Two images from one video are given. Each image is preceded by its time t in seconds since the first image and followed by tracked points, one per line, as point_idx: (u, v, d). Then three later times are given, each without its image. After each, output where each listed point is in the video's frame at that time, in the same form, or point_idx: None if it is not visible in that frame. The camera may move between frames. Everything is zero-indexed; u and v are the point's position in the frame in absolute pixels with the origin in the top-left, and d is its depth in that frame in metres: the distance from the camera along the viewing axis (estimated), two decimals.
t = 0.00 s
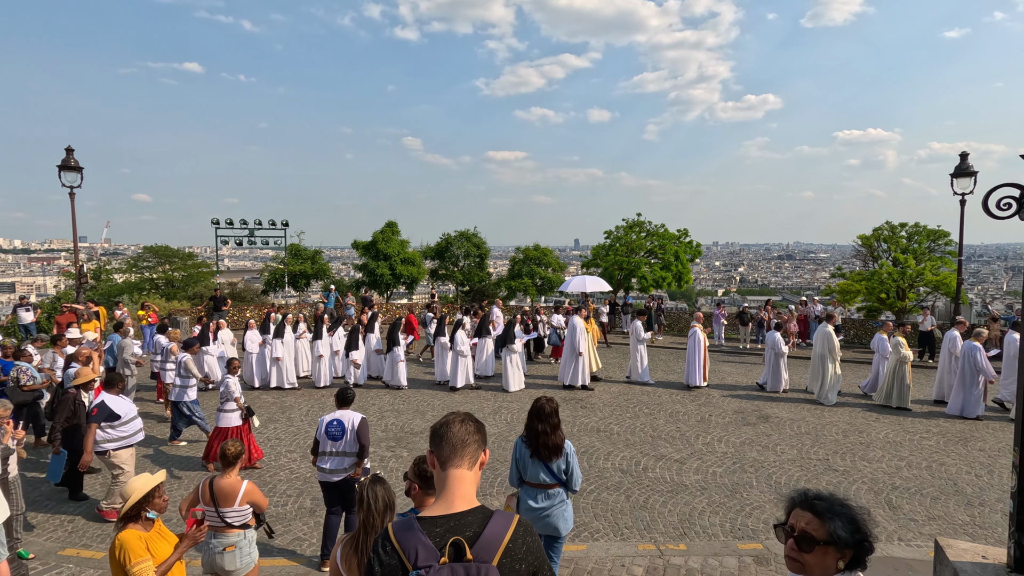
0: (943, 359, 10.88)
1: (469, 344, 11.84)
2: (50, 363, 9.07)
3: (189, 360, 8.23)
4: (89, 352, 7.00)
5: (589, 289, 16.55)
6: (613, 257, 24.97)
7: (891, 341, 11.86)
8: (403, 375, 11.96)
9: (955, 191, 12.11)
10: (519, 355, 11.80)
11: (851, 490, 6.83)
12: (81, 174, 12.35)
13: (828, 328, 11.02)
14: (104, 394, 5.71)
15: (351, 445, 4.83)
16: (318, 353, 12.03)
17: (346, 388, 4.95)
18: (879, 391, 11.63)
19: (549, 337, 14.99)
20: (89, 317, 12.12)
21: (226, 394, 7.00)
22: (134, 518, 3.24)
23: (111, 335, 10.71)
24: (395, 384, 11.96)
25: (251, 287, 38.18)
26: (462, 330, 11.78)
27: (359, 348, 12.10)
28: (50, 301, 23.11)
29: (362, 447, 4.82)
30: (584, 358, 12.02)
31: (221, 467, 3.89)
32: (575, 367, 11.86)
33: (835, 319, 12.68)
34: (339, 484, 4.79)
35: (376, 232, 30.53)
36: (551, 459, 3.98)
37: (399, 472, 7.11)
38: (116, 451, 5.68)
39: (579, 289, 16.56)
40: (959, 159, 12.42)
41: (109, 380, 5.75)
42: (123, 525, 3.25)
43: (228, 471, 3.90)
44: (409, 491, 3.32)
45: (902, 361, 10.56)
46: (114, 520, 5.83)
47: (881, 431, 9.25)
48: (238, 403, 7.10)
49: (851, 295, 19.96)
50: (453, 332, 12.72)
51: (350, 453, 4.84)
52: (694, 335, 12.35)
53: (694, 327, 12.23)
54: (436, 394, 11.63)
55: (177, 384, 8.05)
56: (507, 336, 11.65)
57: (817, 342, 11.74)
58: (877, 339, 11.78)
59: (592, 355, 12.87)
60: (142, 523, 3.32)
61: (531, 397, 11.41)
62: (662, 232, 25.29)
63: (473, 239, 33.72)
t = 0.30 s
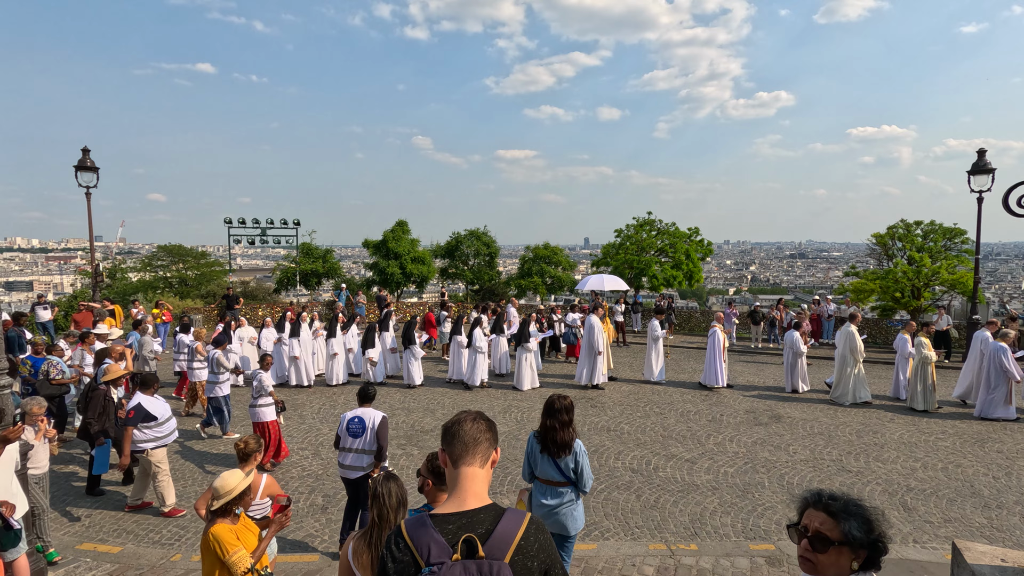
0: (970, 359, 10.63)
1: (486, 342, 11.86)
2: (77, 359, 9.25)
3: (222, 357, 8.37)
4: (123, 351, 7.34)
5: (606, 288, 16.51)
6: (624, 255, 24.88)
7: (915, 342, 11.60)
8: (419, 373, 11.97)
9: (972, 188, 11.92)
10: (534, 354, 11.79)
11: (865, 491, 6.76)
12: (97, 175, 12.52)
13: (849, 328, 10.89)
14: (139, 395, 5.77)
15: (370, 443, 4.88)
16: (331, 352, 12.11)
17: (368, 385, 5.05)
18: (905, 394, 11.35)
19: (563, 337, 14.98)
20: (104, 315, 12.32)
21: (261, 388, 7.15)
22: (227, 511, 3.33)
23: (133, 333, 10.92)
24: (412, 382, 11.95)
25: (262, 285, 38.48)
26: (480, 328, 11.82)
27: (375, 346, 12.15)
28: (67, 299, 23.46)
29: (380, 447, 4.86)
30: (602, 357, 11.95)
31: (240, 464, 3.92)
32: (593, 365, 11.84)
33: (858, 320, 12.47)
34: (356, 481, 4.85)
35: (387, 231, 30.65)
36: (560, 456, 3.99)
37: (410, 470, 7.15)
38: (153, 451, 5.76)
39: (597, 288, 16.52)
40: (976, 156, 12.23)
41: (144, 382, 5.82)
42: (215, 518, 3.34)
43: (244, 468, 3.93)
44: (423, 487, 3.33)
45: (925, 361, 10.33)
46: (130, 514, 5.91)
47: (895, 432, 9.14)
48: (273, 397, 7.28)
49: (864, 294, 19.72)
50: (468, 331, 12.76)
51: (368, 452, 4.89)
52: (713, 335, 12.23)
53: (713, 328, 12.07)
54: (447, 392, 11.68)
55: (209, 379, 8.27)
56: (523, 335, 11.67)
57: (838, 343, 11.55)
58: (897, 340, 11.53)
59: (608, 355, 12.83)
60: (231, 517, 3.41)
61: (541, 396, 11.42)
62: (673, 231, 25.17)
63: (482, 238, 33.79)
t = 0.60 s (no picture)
0: (998, 360, 10.43)
1: (502, 340, 11.86)
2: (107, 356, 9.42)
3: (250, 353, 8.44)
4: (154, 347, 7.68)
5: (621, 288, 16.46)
6: (634, 254, 24.77)
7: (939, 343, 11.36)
8: (433, 372, 11.98)
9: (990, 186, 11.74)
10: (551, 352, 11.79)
11: (879, 492, 6.69)
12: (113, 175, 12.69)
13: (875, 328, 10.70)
14: (173, 392, 5.89)
15: (383, 442, 4.93)
16: (347, 350, 12.20)
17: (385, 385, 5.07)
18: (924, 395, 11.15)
19: (579, 336, 14.97)
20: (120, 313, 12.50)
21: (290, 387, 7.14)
22: (302, 500, 3.40)
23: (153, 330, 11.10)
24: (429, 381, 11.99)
25: (274, 285, 38.80)
26: (496, 327, 11.85)
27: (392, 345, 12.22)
28: (84, 297, 23.82)
29: (391, 446, 4.90)
30: (619, 357, 11.91)
31: (252, 460, 3.94)
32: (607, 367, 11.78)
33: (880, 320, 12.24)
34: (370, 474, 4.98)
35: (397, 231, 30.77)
36: (571, 452, 3.99)
37: (421, 468, 7.18)
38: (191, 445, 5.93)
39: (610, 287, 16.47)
40: (995, 153, 12.04)
41: (177, 379, 5.87)
42: (291, 507, 3.44)
43: (257, 463, 3.96)
44: (434, 485, 3.33)
45: (954, 364, 10.14)
46: (145, 510, 5.99)
47: (911, 433, 9.02)
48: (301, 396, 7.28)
49: (879, 293, 19.46)
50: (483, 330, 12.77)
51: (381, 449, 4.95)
52: (735, 335, 12.11)
53: (734, 327, 11.96)
54: (457, 391, 11.71)
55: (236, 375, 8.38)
56: (541, 333, 11.67)
57: (861, 343, 11.34)
58: (921, 342, 11.28)
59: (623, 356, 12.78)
60: (306, 505, 3.49)
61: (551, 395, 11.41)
62: (684, 230, 25.03)
63: (493, 237, 33.84)
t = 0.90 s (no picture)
0: None
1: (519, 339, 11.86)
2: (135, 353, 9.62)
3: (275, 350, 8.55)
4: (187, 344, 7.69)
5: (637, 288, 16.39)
6: (646, 253, 24.65)
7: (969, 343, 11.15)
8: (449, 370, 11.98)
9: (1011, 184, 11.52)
10: (568, 351, 11.75)
11: (895, 494, 6.60)
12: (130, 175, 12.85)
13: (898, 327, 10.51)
14: (210, 388, 5.96)
15: (390, 439, 5.01)
16: (364, 347, 12.27)
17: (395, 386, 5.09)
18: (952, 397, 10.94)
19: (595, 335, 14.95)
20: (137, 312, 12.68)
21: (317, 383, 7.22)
22: (374, 486, 3.58)
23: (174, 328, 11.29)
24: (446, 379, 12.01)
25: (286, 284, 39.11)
26: (512, 326, 11.83)
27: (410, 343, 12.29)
28: (100, 296, 24.15)
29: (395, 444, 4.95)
30: (635, 357, 11.88)
31: (268, 456, 3.98)
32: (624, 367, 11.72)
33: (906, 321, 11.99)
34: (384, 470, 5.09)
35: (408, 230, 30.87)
36: (585, 449, 3.98)
37: (432, 466, 7.20)
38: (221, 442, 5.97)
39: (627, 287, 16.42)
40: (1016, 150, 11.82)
41: (211, 376, 5.98)
42: (364, 491, 3.61)
43: (273, 459, 3.98)
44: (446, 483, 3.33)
45: (982, 364, 9.95)
46: (161, 505, 6.08)
47: (927, 435, 8.88)
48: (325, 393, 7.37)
49: (895, 293, 19.17)
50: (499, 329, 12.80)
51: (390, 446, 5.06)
52: (755, 335, 12.01)
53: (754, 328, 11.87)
54: (469, 390, 11.73)
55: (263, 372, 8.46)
56: (556, 332, 11.63)
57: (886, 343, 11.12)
58: (952, 340, 11.11)
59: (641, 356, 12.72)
60: (377, 491, 3.66)
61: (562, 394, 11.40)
62: (696, 229, 24.86)
63: (503, 237, 33.85)
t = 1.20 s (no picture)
0: None
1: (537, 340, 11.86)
2: (160, 350, 9.76)
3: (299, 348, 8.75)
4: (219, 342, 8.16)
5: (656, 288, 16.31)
6: (658, 253, 24.52)
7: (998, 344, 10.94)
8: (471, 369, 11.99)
9: None
10: (586, 351, 11.71)
11: (913, 497, 6.49)
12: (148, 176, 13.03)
13: (926, 330, 10.30)
14: (242, 380, 6.11)
15: (402, 428, 5.18)
16: (381, 347, 12.32)
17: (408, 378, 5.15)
18: (987, 399, 10.71)
19: (612, 335, 14.91)
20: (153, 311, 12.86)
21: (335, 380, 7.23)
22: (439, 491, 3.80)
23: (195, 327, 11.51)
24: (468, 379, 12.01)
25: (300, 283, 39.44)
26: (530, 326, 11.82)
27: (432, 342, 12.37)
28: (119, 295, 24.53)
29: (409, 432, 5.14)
30: (653, 356, 11.79)
31: (284, 453, 4.03)
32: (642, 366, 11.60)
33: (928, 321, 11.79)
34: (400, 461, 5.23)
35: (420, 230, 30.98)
36: (599, 447, 3.97)
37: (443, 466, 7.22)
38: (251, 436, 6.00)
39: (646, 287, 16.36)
40: None
41: (245, 369, 6.12)
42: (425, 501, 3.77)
43: (290, 456, 4.03)
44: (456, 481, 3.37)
45: (1013, 366, 9.78)
46: (178, 501, 6.17)
47: (946, 437, 8.73)
48: (343, 389, 7.41)
49: (913, 293, 18.86)
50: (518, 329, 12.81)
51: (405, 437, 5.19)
52: (777, 337, 11.84)
53: (777, 329, 11.73)
54: (480, 388, 11.76)
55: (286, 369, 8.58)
56: (573, 332, 11.58)
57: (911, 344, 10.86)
58: (981, 342, 10.90)
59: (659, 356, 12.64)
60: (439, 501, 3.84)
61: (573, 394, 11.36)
62: (709, 228, 24.69)
63: (515, 236, 33.86)
